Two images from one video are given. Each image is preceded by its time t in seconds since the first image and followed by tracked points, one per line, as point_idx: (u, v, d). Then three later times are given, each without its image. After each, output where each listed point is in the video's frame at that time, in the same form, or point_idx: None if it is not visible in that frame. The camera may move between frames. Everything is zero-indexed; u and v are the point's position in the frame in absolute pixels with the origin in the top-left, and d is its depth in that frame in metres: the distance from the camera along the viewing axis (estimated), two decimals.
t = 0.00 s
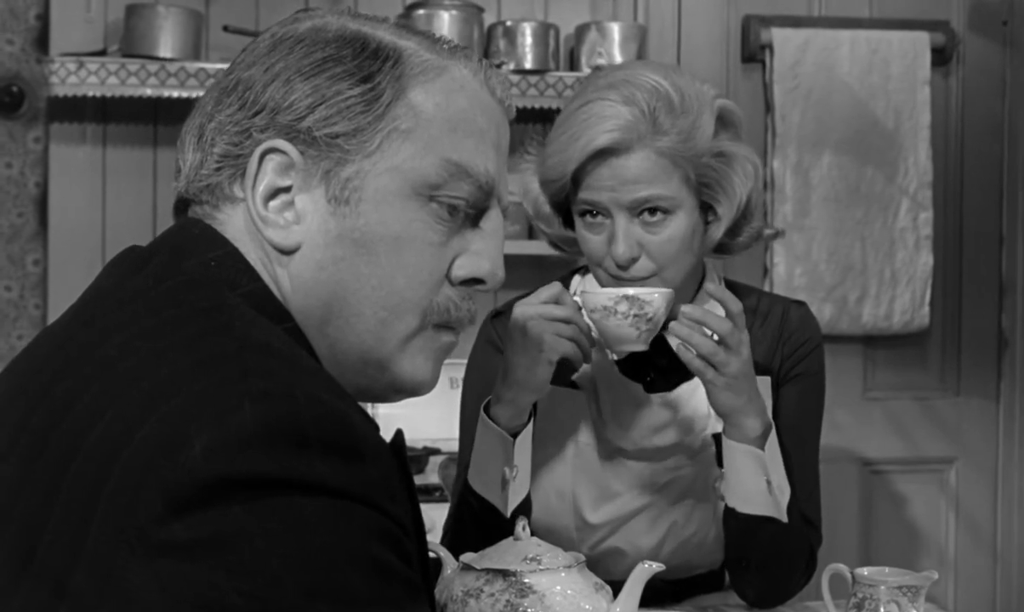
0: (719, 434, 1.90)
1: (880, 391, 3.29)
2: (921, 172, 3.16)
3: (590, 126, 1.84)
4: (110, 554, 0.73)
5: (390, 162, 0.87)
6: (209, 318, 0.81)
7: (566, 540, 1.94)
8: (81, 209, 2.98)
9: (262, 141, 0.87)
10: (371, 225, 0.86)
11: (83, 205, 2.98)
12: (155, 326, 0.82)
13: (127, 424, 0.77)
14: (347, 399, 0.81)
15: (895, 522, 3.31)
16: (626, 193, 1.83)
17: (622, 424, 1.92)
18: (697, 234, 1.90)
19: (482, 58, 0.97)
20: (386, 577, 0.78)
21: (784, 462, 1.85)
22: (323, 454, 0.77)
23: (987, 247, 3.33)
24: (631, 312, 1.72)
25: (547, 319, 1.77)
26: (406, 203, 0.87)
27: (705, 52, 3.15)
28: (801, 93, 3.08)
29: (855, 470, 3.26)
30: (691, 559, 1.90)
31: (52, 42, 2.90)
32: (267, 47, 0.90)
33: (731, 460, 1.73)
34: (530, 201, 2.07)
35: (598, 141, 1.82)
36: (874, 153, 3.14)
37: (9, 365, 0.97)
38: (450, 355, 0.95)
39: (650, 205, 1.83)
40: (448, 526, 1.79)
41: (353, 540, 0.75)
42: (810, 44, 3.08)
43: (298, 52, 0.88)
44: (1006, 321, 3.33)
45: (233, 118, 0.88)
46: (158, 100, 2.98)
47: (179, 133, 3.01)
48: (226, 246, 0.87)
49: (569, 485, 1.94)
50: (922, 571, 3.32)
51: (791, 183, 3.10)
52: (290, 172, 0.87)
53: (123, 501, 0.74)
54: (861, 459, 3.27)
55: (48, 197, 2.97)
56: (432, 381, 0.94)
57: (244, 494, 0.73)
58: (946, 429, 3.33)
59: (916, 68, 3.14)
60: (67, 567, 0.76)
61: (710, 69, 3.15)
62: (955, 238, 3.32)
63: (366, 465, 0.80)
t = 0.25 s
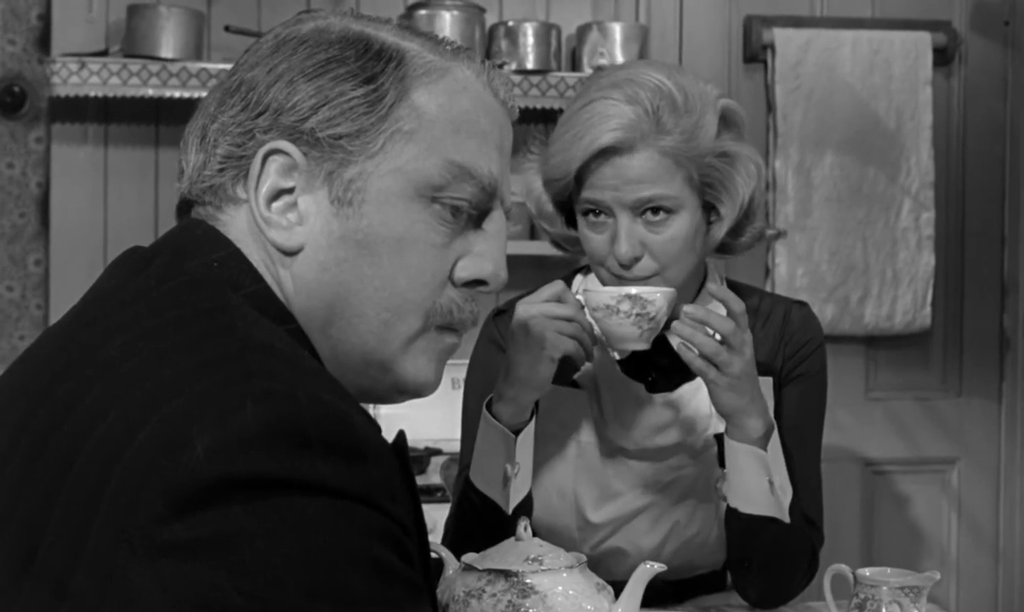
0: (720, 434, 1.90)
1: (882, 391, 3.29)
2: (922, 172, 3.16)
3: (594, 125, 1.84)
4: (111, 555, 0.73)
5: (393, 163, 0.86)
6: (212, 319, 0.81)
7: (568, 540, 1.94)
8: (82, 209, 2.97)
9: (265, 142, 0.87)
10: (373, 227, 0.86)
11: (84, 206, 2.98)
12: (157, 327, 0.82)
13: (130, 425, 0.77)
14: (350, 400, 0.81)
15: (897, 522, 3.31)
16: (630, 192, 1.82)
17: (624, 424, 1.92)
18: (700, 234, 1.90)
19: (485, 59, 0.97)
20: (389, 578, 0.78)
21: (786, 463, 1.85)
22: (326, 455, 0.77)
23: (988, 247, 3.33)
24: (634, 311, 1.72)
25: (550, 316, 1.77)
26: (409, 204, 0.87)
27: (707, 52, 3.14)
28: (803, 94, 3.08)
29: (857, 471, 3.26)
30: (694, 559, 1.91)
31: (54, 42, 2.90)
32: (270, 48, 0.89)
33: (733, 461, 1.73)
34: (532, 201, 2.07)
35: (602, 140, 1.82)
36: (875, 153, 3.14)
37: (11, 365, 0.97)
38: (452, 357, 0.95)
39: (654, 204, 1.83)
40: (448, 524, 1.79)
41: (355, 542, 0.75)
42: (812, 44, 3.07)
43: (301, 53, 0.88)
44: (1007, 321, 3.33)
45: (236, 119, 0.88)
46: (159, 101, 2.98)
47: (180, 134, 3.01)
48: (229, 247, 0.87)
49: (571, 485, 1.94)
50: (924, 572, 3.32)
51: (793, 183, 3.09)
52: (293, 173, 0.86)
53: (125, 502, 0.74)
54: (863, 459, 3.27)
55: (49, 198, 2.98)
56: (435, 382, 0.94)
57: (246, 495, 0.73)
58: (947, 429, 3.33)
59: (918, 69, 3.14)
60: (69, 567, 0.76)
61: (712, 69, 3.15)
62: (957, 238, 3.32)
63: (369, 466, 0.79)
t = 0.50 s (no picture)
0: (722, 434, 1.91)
1: (885, 392, 3.29)
2: (925, 172, 3.16)
3: (597, 124, 1.84)
4: (113, 554, 0.73)
5: (394, 162, 0.86)
6: (213, 318, 0.81)
7: (571, 540, 1.94)
8: (85, 210, 2.98)
9: (266, 142, 0.87)
10: (374, 226, 0.86)
11: (88, 206, 2.98)
12: (160, 326, 0.82)
13: (132, 424, 0.77)
14: (351, 400, 0.81)
15: (899, 523, 3.31)
16: (633, 191, 1.82)
17: (626, 423, 1.93)
18: (702, 234, 1.90)
19: (486, 58, 0.97)
20: (390, 577, 0.78)
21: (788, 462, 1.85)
22: (327, 455, 0.77)
23: (991, 247, 3.33)
24: (637, 312, 1.72)
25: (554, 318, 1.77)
26: (410, 203, 0.87)
27: (710, 52, 3.14)
28: (805, 94, 3.08)
29: (860, 471, 3.26)
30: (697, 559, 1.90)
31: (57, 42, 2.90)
32: (271, 47, 0.89)
33: (736, 462, 1.73)
34: (535, 200, 2.07)
35: (605, 138, 1.82)
36: (878, 153, 3.14)
37: (13, 366, 0.97)
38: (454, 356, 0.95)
39: (657, 203, 1.83)
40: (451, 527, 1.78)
41: (356, 541, 0.75)
42: (814, 44, 3.07)
43: (301, 52, 0.88)
44: (1010, 322, 3.33)
45: (237, 119, 0.88)
46: (162, 101, 2.98)
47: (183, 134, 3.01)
48: (230, 247, 0.87)
49: (573, 485, 1.94)
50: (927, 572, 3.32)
51: (796, 183, 3.09)
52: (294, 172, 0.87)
53: (126, 501, 0.74)
54: (866, 459, 3.27)
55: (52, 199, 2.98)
56: (437, 381, 0.94)
57: (247, 495, 0.73)
58: (950, 429, 3.33)
59: (921, 69, 3.14)
60: (71, 566, 0.76)
61: (714, 69, 3.15)
62: (960, 239, 3.32)
63: (370, 465, 0.79)
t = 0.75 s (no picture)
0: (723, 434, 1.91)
1: (886, 391, 3.29)
2: (927, 172, 3.16)
3: (599, 123, 1.84)
4: (114, 554, 0.73)
5: (393, 161, 0.86)
6: (213, 317, 0.81)
7: (572, 539, 1.93)
8: (87, 210, 2.98)
9: (265, 140, 0.87)
10: (374, 224, 0.86)
11: (89, 206, 2.98)
12: (161, 326, 0.82)
13: (132, 423, 0.77)
14: (351, 398, 0.81)
15: (901, 522, 3.31)
16: (635, 189, 1.82)
17: (628, 423, 1.93)
18: (704, 233, 1.90)
19: (485, 55, 0.97)
20: (391, 575, 0.78)
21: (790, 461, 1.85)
22: (327, 453, 0.77)
23: (993, 247, 3.33)
24: (639, 311, 1.72)
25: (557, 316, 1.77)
26: (409, 201, 0.87)
27: (712, 51, 3.14)
28: (807, 94, 3.08)
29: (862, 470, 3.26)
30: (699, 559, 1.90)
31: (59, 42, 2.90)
32: (269, 46, 0.90)
33: (738, 461, 1.73)
34: (537, 199, 2.07)
35: (606, 137, 1.82)
36: (880, 153, 3.14)
37: (13, 367, 0.97)
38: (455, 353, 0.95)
39: (659, 201, 1.83)
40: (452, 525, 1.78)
41: (356, 539, 0.75)
42: (816, 44, 3.07)
43: (300, 50, 0.88)
44: (1012, 321, 3.33)
45: (236, 118, 0.88)
46: (164, 101, 2.98)
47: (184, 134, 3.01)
48: (230, 246, 0.87)
49: (575, 484, 1.94)
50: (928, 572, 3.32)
51: (797, 183, 3.09)
52: (293, 171, 0.87)
53: (127, 501, 0.74)
54: (867, 459, 3.26)
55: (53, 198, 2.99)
56: (438, 379, 0.94)
57: (248, 494, 0.73)
58: (952, 428, 3.33)
59: (922, 68, 3.14)
60: (72, 566, 0.76)
61: (716, 69, 3.15)
62: (961, 238, 3.32)
63: (371, 463, 0.80)
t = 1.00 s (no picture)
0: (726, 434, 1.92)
1: (887, 392, 3.29)
2: (929, 172, 3.16)
3: (601, 123, 1.84)
4: (115, 554, 0.73)
5: (393, 160, 0.86)
6: (213, 317, 0.80)
7: (573, 539, 1.93)
8: (89, 210, 2.98)
9: (265, 140, 0.87)
10: (374, 224, 0.86)
11: (91, 207, 2.98)
12: (161, 325, 0.82)
13: (132, 423, 0.77)
14: (352, 397, 0.81)
15: (902, 522, 3.31)
16: (638, 189, 1.82)
17: (630, 423, 1.94)
18: (707, 232, 1.90)
19: (486, 55, 0.97)
20: (392, 576, 0.78)
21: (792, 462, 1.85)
22: (328, 452, 0.76)
23: (995, 247, 3.33)
24: (641, 306, 1.72)
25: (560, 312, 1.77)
26: (410, 200, 0.87)
27: (714, 51, 3.14)
28: (808, 94, 3.08)
29: (863, 471, 3.26)
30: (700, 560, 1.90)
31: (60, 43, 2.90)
32: (270, 46, 0.90)
33: (740, 460, 1.73)
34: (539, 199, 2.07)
35: (609, 137, 1.82)
36: (881, 153, 3.14)
37: (14, 366, 0.97)
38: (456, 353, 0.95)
39: (661, 201, 1.83)
40: (455, 521, 1.79)
41: (356, 539, 0.75)
42: (818, 44, 3.07)
43: (300, 50, 0.88)
44: (1013, 322, 3.33)
45: (236, 117, 0.88)
46: (165, 101, 2.98)
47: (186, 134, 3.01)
48: (230, 246, 0.87)
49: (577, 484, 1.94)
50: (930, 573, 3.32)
51: (799, 183, 3.09)
52: (293, 171, 0.86)
53: (127, 501, 0.74)
54: (869, 459, 3.26)
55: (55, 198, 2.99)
56: (438, 378, 0.94)
57: (249, 494, 0.73)
58: (954, 429, 3.33)
59: (924, 68, 3.14)
60: (73, 565, 0.76)
61: (718, 69, 3.14)
62: (963, 238, 3.32)
63: (372, 463, 0.79)
